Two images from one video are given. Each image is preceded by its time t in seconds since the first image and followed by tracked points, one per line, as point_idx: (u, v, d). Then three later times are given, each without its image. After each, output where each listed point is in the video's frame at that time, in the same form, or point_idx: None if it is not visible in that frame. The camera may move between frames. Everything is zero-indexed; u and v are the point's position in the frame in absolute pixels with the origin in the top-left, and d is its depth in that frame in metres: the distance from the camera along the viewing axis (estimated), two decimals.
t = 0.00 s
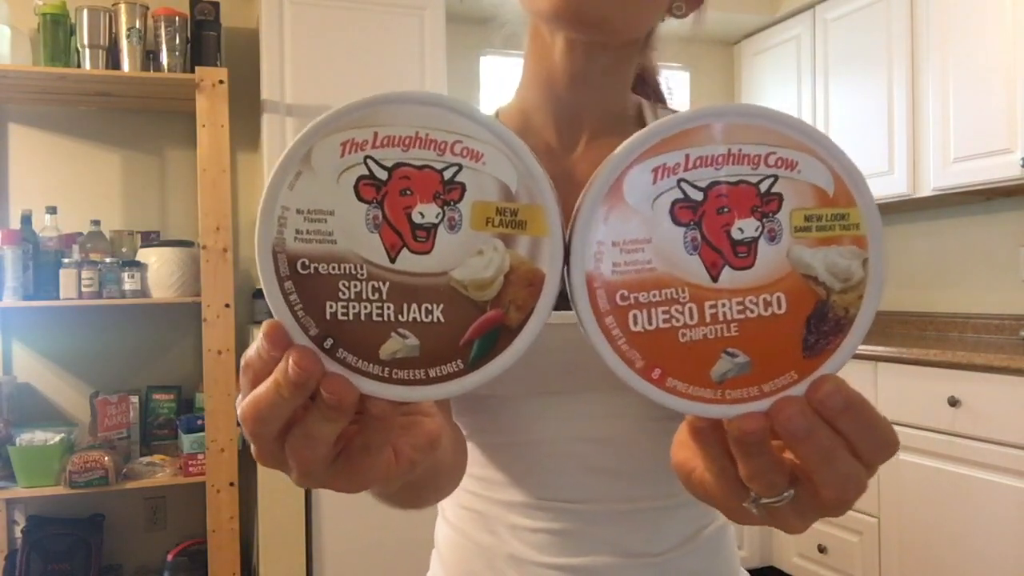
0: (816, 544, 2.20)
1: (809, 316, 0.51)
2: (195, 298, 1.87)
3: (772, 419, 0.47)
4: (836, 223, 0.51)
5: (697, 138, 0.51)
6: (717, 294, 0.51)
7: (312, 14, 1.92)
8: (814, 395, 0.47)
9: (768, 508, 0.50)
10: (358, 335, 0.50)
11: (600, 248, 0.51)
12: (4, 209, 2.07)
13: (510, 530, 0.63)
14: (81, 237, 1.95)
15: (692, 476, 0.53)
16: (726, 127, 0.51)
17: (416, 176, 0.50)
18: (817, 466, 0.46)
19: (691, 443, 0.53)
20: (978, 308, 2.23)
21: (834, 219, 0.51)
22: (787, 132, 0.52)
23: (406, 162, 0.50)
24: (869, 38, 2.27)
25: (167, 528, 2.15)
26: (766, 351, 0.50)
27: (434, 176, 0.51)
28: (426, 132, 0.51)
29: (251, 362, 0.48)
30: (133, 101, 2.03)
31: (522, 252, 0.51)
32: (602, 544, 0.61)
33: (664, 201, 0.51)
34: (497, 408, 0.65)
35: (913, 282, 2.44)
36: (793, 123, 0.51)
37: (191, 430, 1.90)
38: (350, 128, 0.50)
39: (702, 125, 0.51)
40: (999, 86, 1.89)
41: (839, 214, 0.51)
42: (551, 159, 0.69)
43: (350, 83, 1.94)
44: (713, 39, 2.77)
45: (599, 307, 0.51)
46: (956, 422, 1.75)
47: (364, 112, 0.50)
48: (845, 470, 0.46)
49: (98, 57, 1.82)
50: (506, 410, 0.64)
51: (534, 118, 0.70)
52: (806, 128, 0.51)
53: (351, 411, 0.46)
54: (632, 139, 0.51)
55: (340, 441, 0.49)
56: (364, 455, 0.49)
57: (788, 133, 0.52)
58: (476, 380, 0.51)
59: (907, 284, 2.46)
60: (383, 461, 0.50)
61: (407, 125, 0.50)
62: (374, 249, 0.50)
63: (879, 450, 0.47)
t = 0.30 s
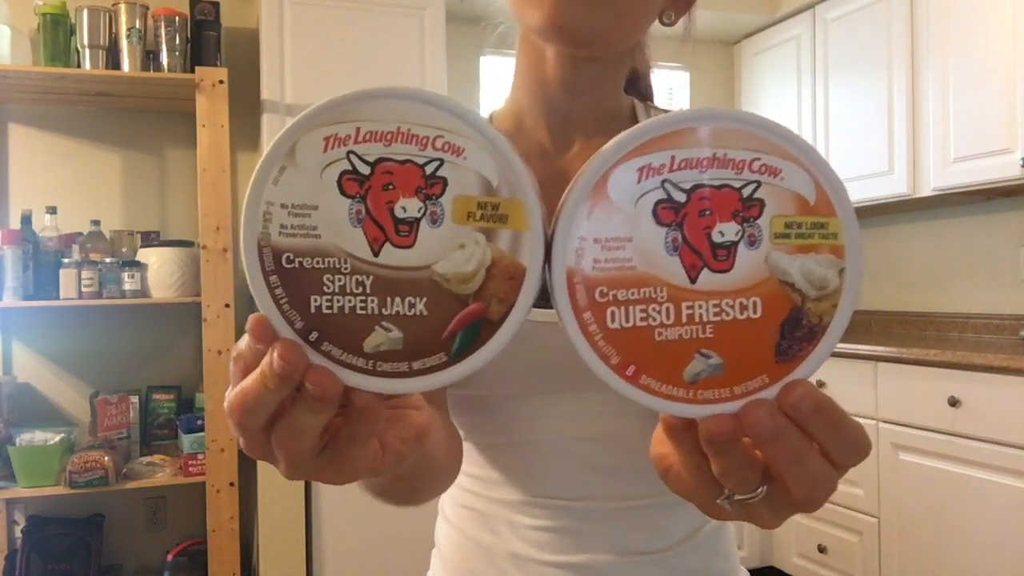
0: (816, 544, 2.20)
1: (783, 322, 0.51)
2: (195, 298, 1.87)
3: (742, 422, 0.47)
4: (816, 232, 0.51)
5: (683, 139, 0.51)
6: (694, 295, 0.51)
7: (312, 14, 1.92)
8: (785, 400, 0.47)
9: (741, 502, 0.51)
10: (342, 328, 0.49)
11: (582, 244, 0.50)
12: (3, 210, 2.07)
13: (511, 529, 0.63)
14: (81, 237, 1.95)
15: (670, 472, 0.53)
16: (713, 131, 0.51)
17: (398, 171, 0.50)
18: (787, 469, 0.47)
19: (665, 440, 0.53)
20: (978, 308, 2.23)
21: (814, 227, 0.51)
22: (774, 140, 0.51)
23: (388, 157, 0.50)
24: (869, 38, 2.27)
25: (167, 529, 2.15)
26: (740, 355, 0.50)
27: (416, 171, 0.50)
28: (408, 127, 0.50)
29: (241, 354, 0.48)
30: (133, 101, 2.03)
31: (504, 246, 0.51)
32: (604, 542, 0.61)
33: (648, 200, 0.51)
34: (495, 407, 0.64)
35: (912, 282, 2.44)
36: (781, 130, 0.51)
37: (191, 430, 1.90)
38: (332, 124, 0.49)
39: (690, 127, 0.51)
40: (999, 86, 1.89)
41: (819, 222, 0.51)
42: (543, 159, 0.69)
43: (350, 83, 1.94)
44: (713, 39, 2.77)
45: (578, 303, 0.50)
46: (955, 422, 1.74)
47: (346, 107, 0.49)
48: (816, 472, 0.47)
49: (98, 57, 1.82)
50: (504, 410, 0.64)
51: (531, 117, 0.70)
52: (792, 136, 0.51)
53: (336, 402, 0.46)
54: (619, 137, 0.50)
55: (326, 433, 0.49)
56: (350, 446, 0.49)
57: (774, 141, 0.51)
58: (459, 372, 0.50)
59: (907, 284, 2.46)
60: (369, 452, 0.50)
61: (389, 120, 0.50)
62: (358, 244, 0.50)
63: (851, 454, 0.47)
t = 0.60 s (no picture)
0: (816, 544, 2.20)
1: (766, 337, 0.51)
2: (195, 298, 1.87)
3: (724, 433, 0.47)
4: (800, 249, 0.51)
5: (670, 156, 0.51)
6: (678, 310, 0.51)
7: (311, 14, 1.92)
8: (767, 412, 0.47)
9: (726, 512, 0.51)
10: (316, 348, 0.49)
11: (567, 259, 0.50)
12: (4, 209, 2.07)
13: (508, 530, 0.64)
14: (81, 237, 1.95)
15: (657, 478, 0.54)
16: (700, 147, 0.51)
17: (367, 192, 0.50)
18: (768, 480, 0.47)
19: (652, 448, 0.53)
20: (978, 308, 2.23)
21: (799, 244, 0.51)
22: (760, 157, 0.51)
23: (356, 178, 0.50)
24: (870, 37, 2.26)
25: (167, 528, 2.15)
26: (723, 369, 0.50)
27: (385, 192, 0.50)
28: (377, 148, 0.50)
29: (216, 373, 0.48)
30: (133, 101, 2.03)
31: (474, 264, 0.51)
32: (603, 542, 0.62)
33: (634, 216, 0.51)
34: (491, 409, 0.64)
35: (912, 282, 2.44)
36: (767, 147, 0.51)
37: (191, 430, 1.90)
38: (301, 146, 0.49)
39: (676, 144, 0.51)
40: (999, 86, 1.88)
41: (804, 239, 0.51)
42: (535, 161, 0.70)
43: (349, 83, 1.94)
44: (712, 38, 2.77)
45: (563, 316, 0.50)
46: (955, 422, 1.74)
47: (315, 129, 0.49)
48: (797, 484, 0.47)
49: (98, 57, 1.83)
50: (499, 411, 0.64)
51: (525, 119, 0.70)
52: (778, 154, 0.51)
53: (312, 420, 0.47)
54: (607, 153, 0.50)
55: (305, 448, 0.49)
56: (330, 460, 0.48)
57: (761, 158, 0.51)
58: (432, 390, 0.50)
59: (907, 284, 2.46)
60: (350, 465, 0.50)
61: (357, 142, 0.50)
62: (329, 264, 0.49)
63: (835, 466, 0.47)
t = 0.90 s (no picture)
0: (816, 544, 2.20)
1: (758, 333, 0.51)
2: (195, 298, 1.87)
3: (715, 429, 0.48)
4: (792, 245, 0.51)
5: (661, 152, 0.51)
6: (670, 307, 0.51)
7: (311, 14, 1.91)
8: (759, 408, 0.47)
9: (722, 510, 0.50)
10: (318, 358, 0.49)
11: (559, 255, 0.50)
12: (4, 209, 2.07)
13: (508, 531, 0.64)
14: (81, 237, 1.95)
15: (652, 477, 0.55)
16: (692, 144, 0.51)
17: (366, 202, 0.50)
18: (760, 474, 0.47)
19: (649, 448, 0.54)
20: (978, 308, 2.23)
21: (792, 240, 0.51)
22: (752, 153, 0.51)
23: (354, 187, 0.50)
24: (870, 37, 2.26)
25: (167, 529, 2.15)
26: (715, 364, 0.50)
27: (383, 201, 0.50)
28: (373, 156, 0.50)
29: (215, 388, 0.48)
30: (133, 101, 2.03)
31: (475, 272, 0.51)
32: (602, 543, 0.62)
33: (626, 212, 0.51)
34: (489, 410, 0.64)
35: (912, 283, 2.44)
36: (759, 144, 0.51)
37: (192, 430, 1.90)
38: (296, 156, 0.50)
39: (667, 140, 0.51)
40: (1000, 86, 1.88)
41: (797, 235, 0.51)
42: (533, 162, 0.70)
43: (349, 83, 1.94)
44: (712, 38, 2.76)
45: (555, 312, 0.50)
46: (956, 422, 1.74)
47: (311, 140, 0.50)
48: (789, 478, 0.47)
49: (98, 57, 1.83)
50: (499, 412, 0.64)
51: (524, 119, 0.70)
52: (769, 150, 0.51)
53: (314, 430, 0.47)
54: (598, 149, 0.50)
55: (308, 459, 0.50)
56: (333, 469, 0.49)
57: (752, 154, 0.51)
58: (435, 400, 0.50)
59: (907, 284, 2.46)
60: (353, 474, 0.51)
61: (353, 151, 0.50)
62: (329, 274, 0.50)
63: (828, 462, 0.47)
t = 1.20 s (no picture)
0: (816, 544, 2.20)
1: (742, 300, 0.50)
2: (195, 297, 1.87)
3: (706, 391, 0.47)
4: (769, 211, 0.51)
5: (633, 130, 0.50)
6: (655, 280, 0.50)
7: (311, 13, 1.91)
8: (747, 370, 0.47)
9: (730, 491, 0.50)
10: (311, 386, 0.49)
11: (543, 237, 0.50)
12: (4, 209, 2.07)
13: (507, 530, 0.64)
14: (81, 237, 1.95)
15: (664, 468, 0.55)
16: (662, 119, 0.50)
17: (358, 232, 0.50)
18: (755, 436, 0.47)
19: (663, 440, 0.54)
20: (978, 307, 2.23)
21: (769, 206, 0.50)
22: (720, 122, 0.50)
23: (346, 217, 0.50)
24: (870, 37, 2.26)
25: (167, 528, 2.15)
26: (701, 334, 0.50)
27: (375, 231, 0.50)
28: (364, 186, 0.50)
29: (208, 416, 0.48)
30: (133, 101, 2.03)
31: (468, 300, 0.51)
32: (600, 542, 0.62)
33: (604, 193, 0.50)
34: (488, 410, 0.64)
35: (912, 283, 2.44)
36: (725, 112, 0.50)
37: (192, 430, 1.90)
38: (288, 185, 0.49)
39: (635, 118, 0.50)
40: (1000, 86, 1.88)
41: (772, 201, 0.50)
42: (534, 161, 0.70)
43: (349, 84, 1.94)
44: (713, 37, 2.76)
45: (544, 294, 0.50)
46: (955, 422, 1.74)
47: (303, 167, 0.49)
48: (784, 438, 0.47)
49: (98, 57, 1.83)
50: (498, 412, 0.64)
51: (525, 118, 0.70)
52: (736, 117, 0.50)
53: (310, 455, 0.47)
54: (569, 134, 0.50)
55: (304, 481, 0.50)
56: (330, 489, 0.50)
57: (722, 124, 0.50)
58: (428, 427, 0.50)
59: (907, 284, 2.46)
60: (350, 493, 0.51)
61: (345, 180, 0.49)
62: (322, 304, 0.49)
63: (824, 424, 0.47)
